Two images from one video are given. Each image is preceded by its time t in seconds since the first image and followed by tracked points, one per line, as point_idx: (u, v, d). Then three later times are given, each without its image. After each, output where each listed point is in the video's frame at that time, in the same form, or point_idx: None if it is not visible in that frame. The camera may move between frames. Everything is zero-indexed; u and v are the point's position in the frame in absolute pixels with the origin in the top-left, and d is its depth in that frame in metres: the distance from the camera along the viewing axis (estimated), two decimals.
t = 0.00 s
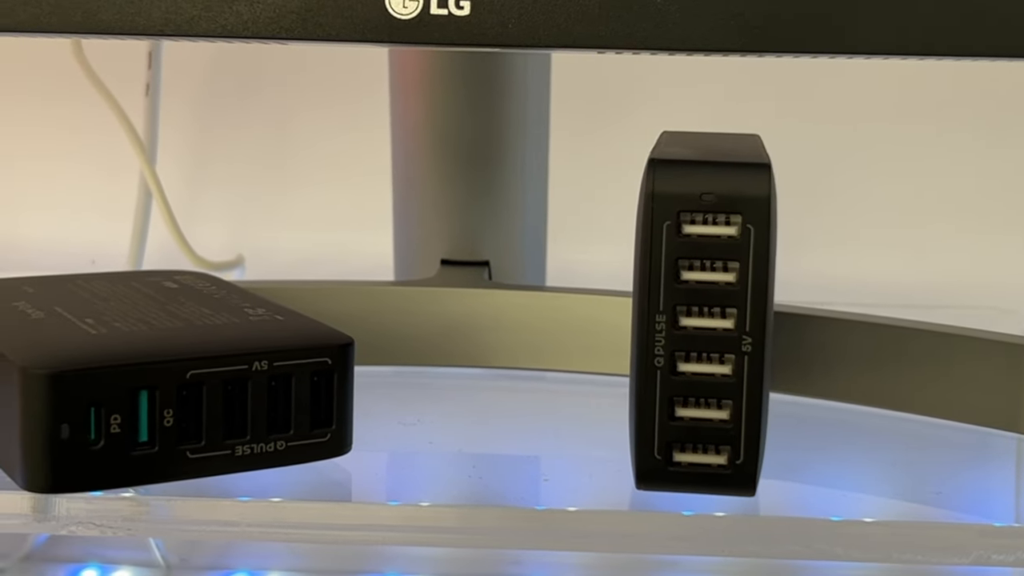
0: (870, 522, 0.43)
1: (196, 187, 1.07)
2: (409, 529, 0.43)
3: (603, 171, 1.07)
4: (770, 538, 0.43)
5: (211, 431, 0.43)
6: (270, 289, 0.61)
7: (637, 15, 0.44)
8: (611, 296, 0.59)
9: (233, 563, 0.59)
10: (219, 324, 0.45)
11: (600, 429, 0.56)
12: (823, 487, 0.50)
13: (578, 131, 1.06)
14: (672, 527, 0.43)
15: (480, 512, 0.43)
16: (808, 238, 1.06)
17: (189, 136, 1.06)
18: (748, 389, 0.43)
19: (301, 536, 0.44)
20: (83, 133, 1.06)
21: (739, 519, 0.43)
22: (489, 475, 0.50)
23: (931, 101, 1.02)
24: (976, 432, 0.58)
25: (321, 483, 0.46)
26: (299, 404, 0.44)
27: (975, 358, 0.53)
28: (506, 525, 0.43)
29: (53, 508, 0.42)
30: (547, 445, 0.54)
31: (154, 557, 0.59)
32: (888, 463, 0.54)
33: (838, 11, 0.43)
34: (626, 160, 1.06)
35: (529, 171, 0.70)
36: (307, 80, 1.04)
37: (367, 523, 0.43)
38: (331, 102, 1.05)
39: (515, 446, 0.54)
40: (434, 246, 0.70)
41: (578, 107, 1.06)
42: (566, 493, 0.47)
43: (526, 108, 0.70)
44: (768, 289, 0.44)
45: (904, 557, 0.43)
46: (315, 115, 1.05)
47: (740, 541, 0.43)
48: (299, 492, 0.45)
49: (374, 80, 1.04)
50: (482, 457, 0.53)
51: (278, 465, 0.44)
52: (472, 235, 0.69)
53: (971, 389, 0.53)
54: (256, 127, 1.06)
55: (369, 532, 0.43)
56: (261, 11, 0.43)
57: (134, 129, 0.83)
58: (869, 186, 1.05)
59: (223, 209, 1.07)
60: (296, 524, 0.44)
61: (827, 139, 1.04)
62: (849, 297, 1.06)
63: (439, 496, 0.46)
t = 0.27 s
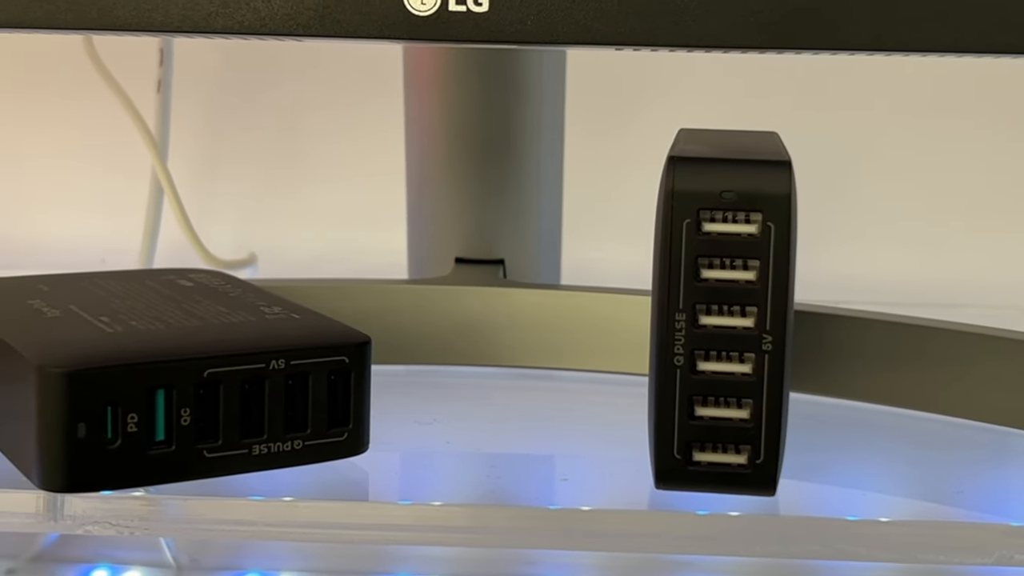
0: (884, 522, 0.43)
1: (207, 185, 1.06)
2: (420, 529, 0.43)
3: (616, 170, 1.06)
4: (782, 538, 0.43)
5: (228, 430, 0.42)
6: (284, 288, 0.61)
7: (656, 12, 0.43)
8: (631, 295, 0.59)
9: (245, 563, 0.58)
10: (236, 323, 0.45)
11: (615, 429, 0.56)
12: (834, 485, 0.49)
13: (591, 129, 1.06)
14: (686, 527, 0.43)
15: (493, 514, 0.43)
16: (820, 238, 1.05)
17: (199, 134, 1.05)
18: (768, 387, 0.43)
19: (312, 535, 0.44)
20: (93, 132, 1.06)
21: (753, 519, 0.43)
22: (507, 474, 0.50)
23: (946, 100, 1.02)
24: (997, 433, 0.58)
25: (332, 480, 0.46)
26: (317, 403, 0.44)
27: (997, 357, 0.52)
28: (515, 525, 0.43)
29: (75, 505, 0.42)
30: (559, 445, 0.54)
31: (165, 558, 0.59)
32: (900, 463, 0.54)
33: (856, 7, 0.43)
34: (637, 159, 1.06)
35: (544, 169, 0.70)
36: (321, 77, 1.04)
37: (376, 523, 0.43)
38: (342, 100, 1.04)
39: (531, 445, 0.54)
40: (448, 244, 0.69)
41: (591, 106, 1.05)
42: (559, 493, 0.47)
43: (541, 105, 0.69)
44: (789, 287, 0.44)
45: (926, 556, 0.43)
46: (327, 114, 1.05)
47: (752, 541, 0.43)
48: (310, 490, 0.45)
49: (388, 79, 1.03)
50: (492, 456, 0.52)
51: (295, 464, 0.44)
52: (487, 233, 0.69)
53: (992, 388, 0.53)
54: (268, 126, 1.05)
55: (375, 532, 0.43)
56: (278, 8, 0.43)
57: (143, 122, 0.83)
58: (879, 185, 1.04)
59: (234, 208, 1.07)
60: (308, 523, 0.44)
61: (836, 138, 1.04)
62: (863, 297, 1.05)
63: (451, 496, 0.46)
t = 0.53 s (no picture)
0: (902, 521, 0.43)
1: (219, 183, 1.06)
2: (435, 527, 0.43)
3: (628, 167, 1.06)
4: (792, 539, 0.43)
5: (246, 429, 0.42)
6: (299, 286, 0.60)
7: (676, 8, 0.43)
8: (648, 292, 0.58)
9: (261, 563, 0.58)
10: (253, 320, 0.44)
11: (631, 428, 0.55)
12: (850, 484, 0.49)
13: (604, 128, 1.05)
14: (699, 527, 0.43)
15: (509, 510, 0.43)
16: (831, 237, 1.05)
17: (211, 131, 1.05)
18: (789, 386, 0.42)
19: (322, 536, 0.44)
20: (104, 129, 1.05)
21: (766, 519, 0.43)
22: (525, 472, 0.50)
23: (954, 98, 1.02)
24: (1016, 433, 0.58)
25: (347, 477, 0.45)
26: (334, 401, 0.44)
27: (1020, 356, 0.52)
28: (534, 524, 0.43)
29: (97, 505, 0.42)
30: (573, 445, 0.53)
31: (176, 557, 0.59)
32: (915, 463, 0.53)
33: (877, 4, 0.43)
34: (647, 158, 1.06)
35: (559, 167, 0.70)
36: (335, 74, 1.04)
37: (387, 520, 0.43)
38: (355, 97, 1.04)
39: (544, 444, 0.54)
40: (463, 242, 0.69)
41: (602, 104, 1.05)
42: (577, 493, 0.46)
43: (556, 102, 0.69)
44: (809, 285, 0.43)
45: (946, 556, 0.43)
46: (340, 111, 1.05)
47: (761, 541, 0.43)
48: (322, 489, 0.44)
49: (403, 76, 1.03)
50: (504, 454, 0.52)
51: (313, 463, 0.43)
52: (501, 231, 0.69)
53: (1013, 386, 0.52)
54: (280, 124, 1.05)
55: (387, 531, 0.43)
56: (296, 5, 0.43)
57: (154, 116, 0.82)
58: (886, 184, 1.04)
59: (247, 205, 1.07)
60: (322, 523, 0.44)
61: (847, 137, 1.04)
62: (874, 295, 1.05)
63: (464, 495, 0.45)
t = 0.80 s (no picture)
0: (920, 520, 0.43)
1: (230, 180, 1.05)
2: (450, 526, 0.43)
3: (641, 164, 1.05)
4: (807, 537, 0.42)
5: (262, 427, 0.42)
6: (314, 283, 0.60)
7: (695, 3, 0.43)
8: (667, 291, 0.58)
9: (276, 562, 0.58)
10: (270, 318, 0.44)
11: (648, 427, 0.55)
12: (867, 483, 0.48)
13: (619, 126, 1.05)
14: (715, 525, 0.42)
15: (525, 508, 0.43)
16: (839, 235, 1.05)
17: (222, 127, 1.04)
18: (810, 384, 0.42)
19: (332, 533, 0.43)
20: (115, 126, 1.05)
21: (781, 516, 0.42)
22: (543, 471, 0.49)
23: (974, 95, 1.00)
24: None
25: (357, 472, 0.45)
26: (351, 400, 0.43)
27: None
28: (558, 524, 0.43)
29: (109, 503, 0.41)
30: (588, 444, 0.53)
31: (187, 558, 0.58)
32: (930, 463, 0.53)
33: None
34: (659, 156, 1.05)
35: (574, 164, 0.70)
36: (345, 69, 1.03)
37: (396, 519, 0.43)
38: (366, 94, 1.03)
39: (559, 442, 0.53)
40: (478, 240, 0.69)
41: (615, 102, 1.04)
42: (592, 491, 0.46)
43: (572, 99, 0.69)
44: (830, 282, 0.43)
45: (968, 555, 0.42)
46: (353, 107, 1.04)
47: (776, 539, 0.42)
48: (332, 486, 0.44)
49: (415, 72, 1.02)
50: (515, 453, 0.52)
51: (330, 461, 0.43)
52: (516, 228, 0.68)
53: None
54: (292, 121, 1.04)
55: (396, 530, 0.43)
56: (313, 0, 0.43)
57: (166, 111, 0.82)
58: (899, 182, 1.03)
59: (259, 202, 1.06)
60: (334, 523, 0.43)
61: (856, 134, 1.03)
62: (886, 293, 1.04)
63: (477, 493, 0.45)
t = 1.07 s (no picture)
0: (941, 519, 0.42)
1: (241, 177, 1.05)
2: (464, 526, 0.43)
3: (653, 163, 1.05)
4: (822, 538, 0.42)
5: (280, 426, 0.42)
6: (329, 281, 0.60)
7: None
8: (684, 288, 0.58)
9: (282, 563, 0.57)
10: (287, 316, 0.44)
11: (664, 426, 0.55)
12: (884, 482, 0.48)
13: (631, 124, 1.04)
14: (730, 524, 0.43)
15: (540, 509, 0.43)
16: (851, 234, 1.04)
17: (234, 124, 1.04)
18: (831, 382, 0.42)
19: (347, 532, 0.43)
20: (126, 124, 1.04)
21: (798, 516, 0.42)
22: (564, 471, 0.49)
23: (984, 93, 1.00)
24: None
25: (375, 470, 0.45)
26: (369, 398, 0.43)
27: None
28: (583, 524, 0.43)
29: (121, 503, 0.41)
30: (604, 442, 0.53)
31: (199, 558, 0.58)
32: (952, 462, 0.52)
33: None
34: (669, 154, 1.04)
35: (590, 161, 0.69)
36: (357, 64, 1.02)
37: (406, 517, 0.43)
38: (379, 91, 1.03)
39: (575, 441, 0.53)
40: (492, 237, 0.68)
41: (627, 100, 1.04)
42: (607, 490, 0.46)
43: (588, 95, 0.68)
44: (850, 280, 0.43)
45: (994, 555, 0.42)
46: (366, 102, 1.03)
47: (792, 540, 0.42)
48: (350, 485, 0.44)
49: (427, 68, 1.01)
50: (529, 453, 0.51)
51: (348, 460, 0.43)
52: (532, 226, 0.68)
53: None
54: (303, 118, 1.04)
55: (407, 529, 0.43)
56: None
57: (176, 106, 0.83)
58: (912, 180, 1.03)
59: (272, 199, 1.05)
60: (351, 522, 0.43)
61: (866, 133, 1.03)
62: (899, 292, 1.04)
63: (491, 493, 0.45)
